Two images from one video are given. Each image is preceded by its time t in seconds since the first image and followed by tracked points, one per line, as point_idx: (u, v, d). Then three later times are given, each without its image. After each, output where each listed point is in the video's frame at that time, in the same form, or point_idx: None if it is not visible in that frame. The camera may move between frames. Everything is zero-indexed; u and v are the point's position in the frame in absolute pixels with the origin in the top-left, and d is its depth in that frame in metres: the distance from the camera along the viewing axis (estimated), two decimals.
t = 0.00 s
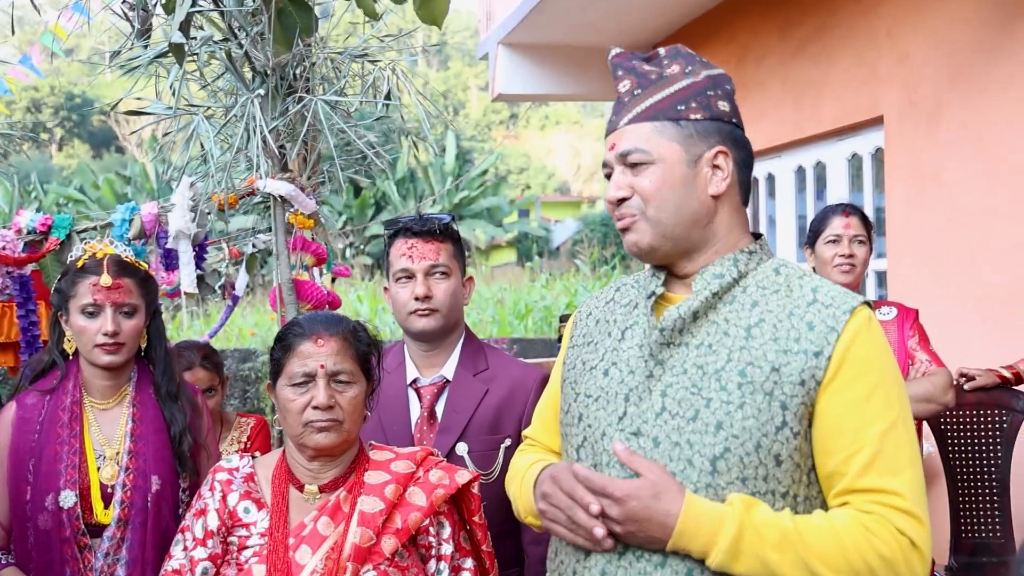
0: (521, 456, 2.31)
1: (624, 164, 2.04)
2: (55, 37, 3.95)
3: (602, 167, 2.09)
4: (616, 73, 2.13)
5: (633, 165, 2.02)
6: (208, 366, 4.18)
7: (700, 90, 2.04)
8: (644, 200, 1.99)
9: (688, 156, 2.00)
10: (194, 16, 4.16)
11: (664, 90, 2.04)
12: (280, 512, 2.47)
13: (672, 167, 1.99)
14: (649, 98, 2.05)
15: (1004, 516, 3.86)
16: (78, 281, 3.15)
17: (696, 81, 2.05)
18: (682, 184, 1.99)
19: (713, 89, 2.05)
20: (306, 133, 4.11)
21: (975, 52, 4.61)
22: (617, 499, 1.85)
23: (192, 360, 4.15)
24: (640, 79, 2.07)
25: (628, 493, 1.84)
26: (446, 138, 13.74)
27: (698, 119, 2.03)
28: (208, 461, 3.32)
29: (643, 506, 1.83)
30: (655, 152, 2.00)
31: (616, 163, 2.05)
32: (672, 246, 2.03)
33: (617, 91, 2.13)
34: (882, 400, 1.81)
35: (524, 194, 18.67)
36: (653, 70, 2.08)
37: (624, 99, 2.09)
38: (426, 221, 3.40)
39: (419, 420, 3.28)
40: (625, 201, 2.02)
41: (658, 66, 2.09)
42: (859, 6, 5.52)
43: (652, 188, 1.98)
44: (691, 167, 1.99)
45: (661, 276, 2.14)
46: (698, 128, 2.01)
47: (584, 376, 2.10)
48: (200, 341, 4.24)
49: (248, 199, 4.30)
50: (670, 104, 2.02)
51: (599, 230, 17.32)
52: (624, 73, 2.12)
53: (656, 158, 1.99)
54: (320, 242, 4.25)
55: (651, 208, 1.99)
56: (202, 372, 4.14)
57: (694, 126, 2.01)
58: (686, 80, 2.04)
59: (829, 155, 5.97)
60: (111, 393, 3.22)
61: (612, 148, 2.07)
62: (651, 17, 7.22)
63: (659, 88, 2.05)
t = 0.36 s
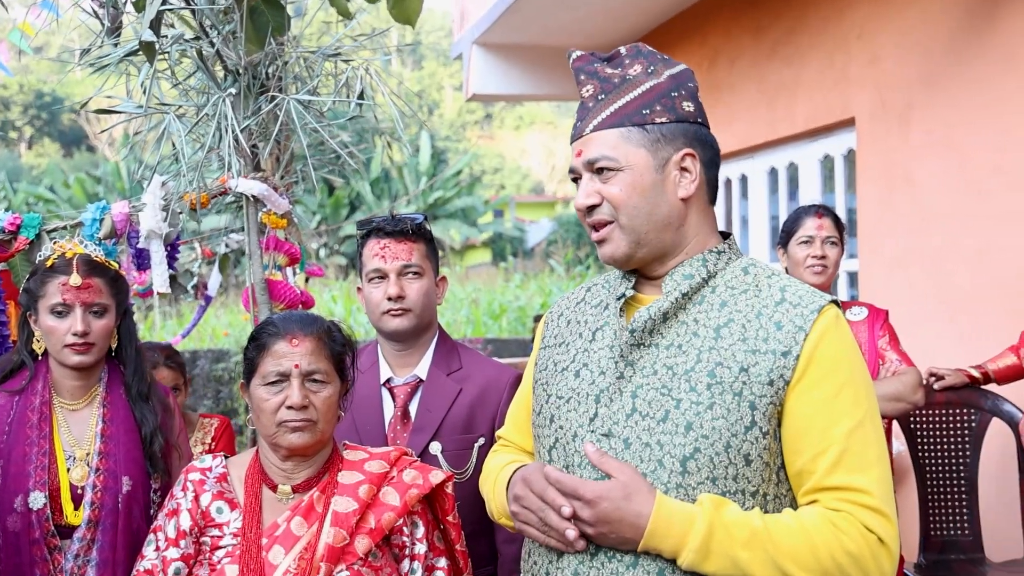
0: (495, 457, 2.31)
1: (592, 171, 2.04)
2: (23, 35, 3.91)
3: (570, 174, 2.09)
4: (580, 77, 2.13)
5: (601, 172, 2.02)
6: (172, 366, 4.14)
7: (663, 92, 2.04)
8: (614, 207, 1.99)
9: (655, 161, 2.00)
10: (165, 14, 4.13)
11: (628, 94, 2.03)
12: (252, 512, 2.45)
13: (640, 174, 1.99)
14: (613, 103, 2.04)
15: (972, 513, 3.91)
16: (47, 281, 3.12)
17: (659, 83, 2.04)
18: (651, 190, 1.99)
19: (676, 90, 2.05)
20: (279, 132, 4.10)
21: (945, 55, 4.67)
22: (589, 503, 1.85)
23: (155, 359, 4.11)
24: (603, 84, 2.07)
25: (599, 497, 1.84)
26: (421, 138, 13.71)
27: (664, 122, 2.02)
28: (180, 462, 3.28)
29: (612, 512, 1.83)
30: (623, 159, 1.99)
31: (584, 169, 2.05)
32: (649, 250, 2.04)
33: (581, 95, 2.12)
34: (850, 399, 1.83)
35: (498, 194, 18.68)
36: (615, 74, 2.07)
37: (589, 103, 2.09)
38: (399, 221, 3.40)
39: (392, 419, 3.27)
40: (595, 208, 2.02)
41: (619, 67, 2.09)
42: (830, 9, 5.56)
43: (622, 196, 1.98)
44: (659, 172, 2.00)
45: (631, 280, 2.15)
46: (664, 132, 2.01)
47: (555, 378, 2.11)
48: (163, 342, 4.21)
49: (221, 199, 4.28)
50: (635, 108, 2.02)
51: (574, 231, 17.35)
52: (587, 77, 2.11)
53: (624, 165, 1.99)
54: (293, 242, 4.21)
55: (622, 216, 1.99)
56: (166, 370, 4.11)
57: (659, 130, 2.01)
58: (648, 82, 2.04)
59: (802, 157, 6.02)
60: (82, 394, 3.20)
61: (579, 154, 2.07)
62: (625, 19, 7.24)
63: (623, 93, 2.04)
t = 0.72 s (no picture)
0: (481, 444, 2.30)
1: (610, 143, 2.00)
2: (7, 22, 3.88)
3: (583, 142, 2.04)
4: (606, 49, 2.08)
5: (620, 146, 1.99)
6: (157, 354, 4.12)
7: (685, 82, 2.03)
8: (630, 181, 1.97)
9: (674, 146, 1.99)
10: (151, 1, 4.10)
11: (656, 76, 2.01)
12: (240, 500, 2.45)
13: (661, 154, 1.97)
14: (641, 80, 2.01)
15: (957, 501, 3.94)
16: (33, 269, 3.10)
17: (681, 72, 2.03)
18: (668, 172, 1.98)
19: (696, 82, 2.05)
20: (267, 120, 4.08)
21: (932, 46, 4.68)
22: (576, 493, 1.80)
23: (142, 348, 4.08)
24: (633, 59, 2.03)
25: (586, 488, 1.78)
26: (410, 128, 13.68)
27: (683, 110, 2.02)
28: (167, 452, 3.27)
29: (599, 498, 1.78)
30: (646, 136, 1.97)
31: (601, 140, 2.01)
32: (649, 233, 2.02)
33: (604, 66, 2.07)
34: (834, 382, 1.84)
35: (487, 184, 18.65)
36: (643, 53, 2.04)
37: (614, 75, 2.03)
38: (386, 210, 3.39)
39: (380, 408, 3.26)
40: (607, 179, 1.99)
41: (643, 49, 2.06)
42: None
43: (641, 172, 1.96)
44: (676, 157, 1.99)
45: (619, 263, 2.15)
46: (684, 119, 2.00)
47: (541, 363, 2.10)
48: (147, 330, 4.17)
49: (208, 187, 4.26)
50: (662, 91, 1.99)
51: (563, 221, 17.34)
52: (614, 50, 2.07)
53: (647, 142, 1.97)
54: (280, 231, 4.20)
55: (636, 191, 1.97)
56: (152, 360, 4.08)
57: (681, 116, 2.00)
58: (673, 70, 2.03)
59: (790, 147, 6.03)
60: (68, 383, 3.18)
61: (597, 123, 2.02)
62: (614, 8, 7.23)
63: (650, 72, 2.01)
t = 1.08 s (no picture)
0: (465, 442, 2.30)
1: (606, 143, 1.98)
2: None
3: (576, 142, 2.01)
4: (595, 46, 2.05)
5: (616, 147, 1.97)
6: (157, 353, 4.15)
7: (674, 77, 2.02)
8: (628, 182, 1.96)
9: (668, 144, 1.99)
10: None
11: (647, 73, 1.99)
12: (224, 497, 2.44)
13: (657, 154, 1.97)
14: (633, 79, 1.99)
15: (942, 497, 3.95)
16: (16, 265, 3.08)
17: (670, 68, 2.03)
18: (665, 173, 1.98)
19: (683, 77, 2.04)
20: (252, 116, 4.05)
21: (918, 45, 4.70)
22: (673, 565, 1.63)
23: (140, 347, 4.13)
24: (624, 56, 2.00)
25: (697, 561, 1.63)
26: (397, 125, 13.64)
27: (674, 107, 2.01)
28: (151, 447, 3.29)
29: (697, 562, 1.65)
30: (643, 137, 1.96)
31: (596, 140, 1.99)
32: (647, 233, 2.01)
33: (595, 63, 2.03)
34: (825, 379, 1.84)
35: (475, 181, 18.62)
36: (634, 50, 2.02)
37: (606, 74, 2.00)
38: (370, 207, 3.39)
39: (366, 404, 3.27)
40: (605, 182, 1.97)
41: (632, 46, 2.04)
42: None
43: (640, 173, 1.95)
44: (671, 156, 1.99)
45: (603, 259, 2.13)
46: (676, 117, 2.00)
47: (527, 361, 2.09)
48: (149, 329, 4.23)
49: (192, 183, 4.23)
50: (654, 88, 1.99)
51: (550, 219, 17.36)
52: (604, 47, 2.04)
53: (644, 142, 1.96)
54: (266, 228, 4.18)
55: (634, 192, 1.96)
56: (151, 358, 4.12)
57: (673, 114, 2.00)
58: (663, 65, 2.01)
59: (777, 144, 6.04)
60: (51, 379, 3.14)
61: (591, 124, 1.99)
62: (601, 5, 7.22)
63: (643, 70, 1.99)
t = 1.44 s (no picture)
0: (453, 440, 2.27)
1: (595, 135, 1.97)
2: None
3: (565, 134, 2.00)
4: (588, 38, 2.05)
5: (605, 139, 1.97)
6: (160, 350, 4.00)
7: (666, 72, 2.02)
8: (616, 175, 1.95)
9: (658, 139, 1.98)
10: None
11: (638, 67, 1.99)
12: (208, 495, 2.42)
13: (646, 148, 1.96)
14: (625, 72, 1.98)
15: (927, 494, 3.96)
16: None
17: (662, 63, 2.02)
18: (652, 167, 1.97)
19: (674, 73, 2.04)
20: (236, 112, 4.03)
21: (903, 44, 4.71)
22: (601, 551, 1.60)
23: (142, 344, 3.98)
24: (616, 49, 2.00)
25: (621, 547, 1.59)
26: (383, 123, 13.61)
27: (664, 102, 2.01)
28: (135, 446, 3.26)
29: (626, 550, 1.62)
30: (632, 130, 1.95)
31: (585, 132, 1.98)
32: (633, 227, 2.00)
33: (587, 55, 2.03)
34: (810, 379, 1.84)
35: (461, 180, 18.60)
36: (626, 43, 2.02)
37: (597, 66, 2.00)
38: (357, 204, 3.38)
39: (352, 403, 3.23)
40: (592, 175, 1.96)
41: (625, 39, 2.03)
42: None
43: (627, 167, 1.94)
44: (660, 150, 1.98)
45: (592, 255, 2.12)
46: (666, 112, 1.99)
47: (513, 358, 2.07)
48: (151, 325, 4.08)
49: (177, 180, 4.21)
50: (645, 82, 1.98)
51: (537, 218, 17.37)
52: (597, 39, 2.04)
53: (633, 136, 1.95)
54: (252, 224, 4.16)
55: (621, 186, 1.96)
56: (152, 356, 3.97)
57: (663, 109, 1.99)
58: (655, 60, 2.01)
59: (763, 143, 6.05)
60: (33, 376, 3.11)
61: (581, 115, 1.99)
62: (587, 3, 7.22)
63: (635, 64, 1.99)
